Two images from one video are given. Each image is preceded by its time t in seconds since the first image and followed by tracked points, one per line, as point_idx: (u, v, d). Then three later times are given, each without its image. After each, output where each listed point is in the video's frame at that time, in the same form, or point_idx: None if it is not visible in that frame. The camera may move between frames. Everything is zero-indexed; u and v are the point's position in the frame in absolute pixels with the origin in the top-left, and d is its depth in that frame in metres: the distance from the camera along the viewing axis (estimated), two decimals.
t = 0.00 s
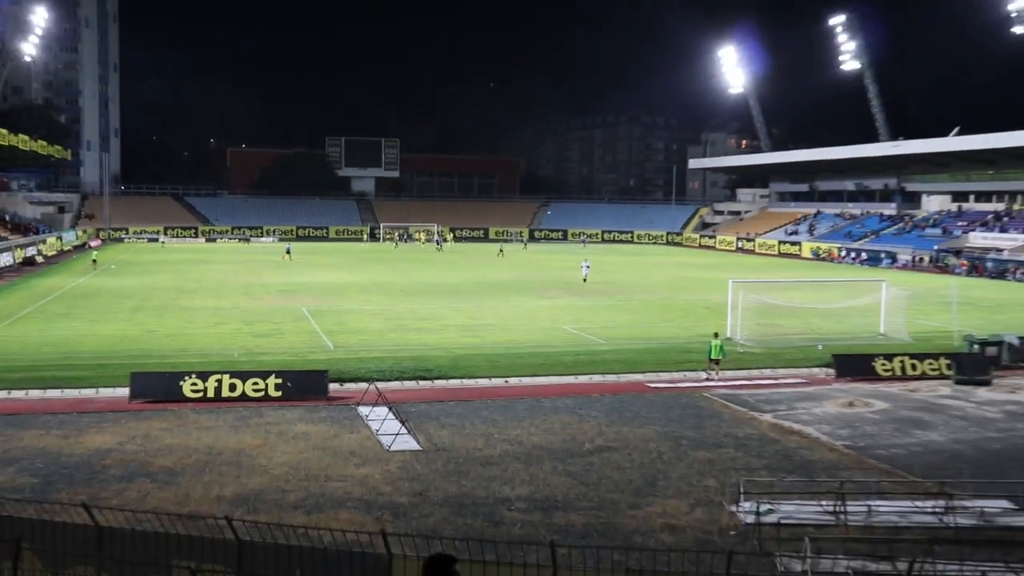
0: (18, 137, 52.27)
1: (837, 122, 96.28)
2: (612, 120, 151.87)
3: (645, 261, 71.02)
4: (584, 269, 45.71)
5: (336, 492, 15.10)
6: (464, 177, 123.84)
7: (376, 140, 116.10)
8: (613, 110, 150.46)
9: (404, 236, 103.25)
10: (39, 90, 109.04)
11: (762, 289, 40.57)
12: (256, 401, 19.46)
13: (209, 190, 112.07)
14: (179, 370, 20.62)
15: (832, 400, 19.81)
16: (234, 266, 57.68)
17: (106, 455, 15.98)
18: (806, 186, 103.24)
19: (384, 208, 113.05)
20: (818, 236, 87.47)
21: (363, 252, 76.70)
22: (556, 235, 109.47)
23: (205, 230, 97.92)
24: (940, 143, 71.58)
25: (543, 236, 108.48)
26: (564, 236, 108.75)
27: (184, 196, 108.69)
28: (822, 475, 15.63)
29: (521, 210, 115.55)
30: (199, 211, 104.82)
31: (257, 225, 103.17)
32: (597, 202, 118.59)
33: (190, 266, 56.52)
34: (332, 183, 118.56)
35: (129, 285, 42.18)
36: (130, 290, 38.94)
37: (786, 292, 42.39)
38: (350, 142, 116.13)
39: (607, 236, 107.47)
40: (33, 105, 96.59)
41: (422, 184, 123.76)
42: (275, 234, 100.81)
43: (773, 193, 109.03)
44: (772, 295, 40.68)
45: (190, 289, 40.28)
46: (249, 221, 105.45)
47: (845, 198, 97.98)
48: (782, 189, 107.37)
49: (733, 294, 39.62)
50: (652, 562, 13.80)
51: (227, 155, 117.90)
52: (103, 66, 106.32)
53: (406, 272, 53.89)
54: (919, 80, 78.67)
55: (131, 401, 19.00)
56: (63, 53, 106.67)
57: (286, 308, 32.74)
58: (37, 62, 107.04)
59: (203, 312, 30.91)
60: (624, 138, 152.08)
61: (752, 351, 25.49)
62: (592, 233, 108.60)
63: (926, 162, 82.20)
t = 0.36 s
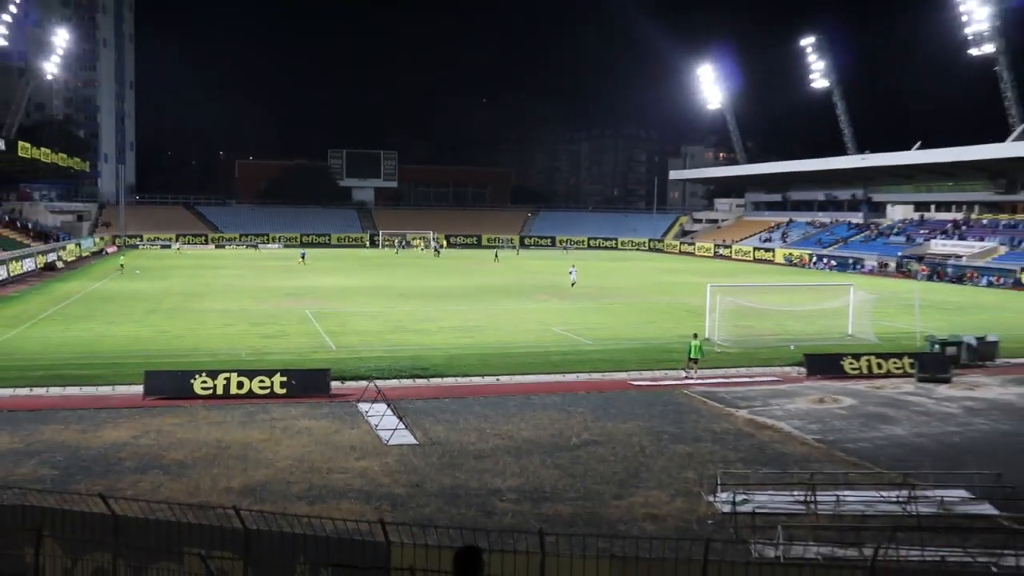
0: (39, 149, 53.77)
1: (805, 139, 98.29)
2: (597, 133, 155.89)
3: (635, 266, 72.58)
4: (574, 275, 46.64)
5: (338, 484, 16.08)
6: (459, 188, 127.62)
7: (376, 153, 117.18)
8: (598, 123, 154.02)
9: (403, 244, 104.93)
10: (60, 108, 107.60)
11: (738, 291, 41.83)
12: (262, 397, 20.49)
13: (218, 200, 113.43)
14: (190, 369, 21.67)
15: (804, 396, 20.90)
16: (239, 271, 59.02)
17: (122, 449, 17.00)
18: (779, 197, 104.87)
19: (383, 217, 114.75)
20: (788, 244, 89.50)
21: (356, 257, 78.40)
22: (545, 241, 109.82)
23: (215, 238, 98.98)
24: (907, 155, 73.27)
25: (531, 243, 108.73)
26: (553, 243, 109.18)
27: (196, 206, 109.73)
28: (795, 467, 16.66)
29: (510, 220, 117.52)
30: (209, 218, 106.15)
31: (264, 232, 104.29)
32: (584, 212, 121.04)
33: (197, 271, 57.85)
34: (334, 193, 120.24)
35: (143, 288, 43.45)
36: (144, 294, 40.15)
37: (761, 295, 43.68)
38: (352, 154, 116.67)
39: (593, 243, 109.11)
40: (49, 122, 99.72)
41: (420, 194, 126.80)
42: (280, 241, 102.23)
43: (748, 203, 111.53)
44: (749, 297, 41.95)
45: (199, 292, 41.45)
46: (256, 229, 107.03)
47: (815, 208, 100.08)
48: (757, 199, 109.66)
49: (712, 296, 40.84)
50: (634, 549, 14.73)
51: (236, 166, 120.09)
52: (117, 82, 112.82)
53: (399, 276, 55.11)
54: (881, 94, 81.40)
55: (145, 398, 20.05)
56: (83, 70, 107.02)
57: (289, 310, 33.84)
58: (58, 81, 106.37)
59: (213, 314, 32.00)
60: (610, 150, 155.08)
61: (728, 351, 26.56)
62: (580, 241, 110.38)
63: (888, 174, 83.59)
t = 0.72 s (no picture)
0: (49, 154, 54.51)
1: (787, 146, 99.26)
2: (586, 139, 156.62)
3: (626, 269, 73.51)
4: (564, 276, 47.74)
5: (336, 478, 16.65)
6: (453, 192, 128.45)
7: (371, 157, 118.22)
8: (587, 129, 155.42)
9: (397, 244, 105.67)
10: (69, 113, 110.09)
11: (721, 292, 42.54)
12: (262, 393, 21.09)
13: (221, 203, 113.83)
14: (192, 366, 22.26)
15: (785, 393, 21.54)
16: (238, 271, 59.70)
17: (128, 444, 17.60)
18: (761, 201, 107.21)
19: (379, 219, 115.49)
20: (771, 245, 90.74)
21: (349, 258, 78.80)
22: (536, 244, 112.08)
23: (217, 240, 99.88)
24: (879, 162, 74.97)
25: (522, 245, 110.70)
26: (543, 244, 111.32)
27: (199, 209, 110.11)
28: (776, 461, 17.28)
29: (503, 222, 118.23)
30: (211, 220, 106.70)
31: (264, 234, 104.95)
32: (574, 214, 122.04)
33: (199, 272, 58.55)
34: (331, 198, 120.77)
35: (149, 288, 44.19)
36: (148, 294, 40.82)
37: (743, 296, 44.44)
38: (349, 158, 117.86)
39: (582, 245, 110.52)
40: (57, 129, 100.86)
41: (414, 198, 126.77)
42: (280, 242, 102.98)
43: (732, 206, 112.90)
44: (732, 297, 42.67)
45: (202, 292, 42.10)
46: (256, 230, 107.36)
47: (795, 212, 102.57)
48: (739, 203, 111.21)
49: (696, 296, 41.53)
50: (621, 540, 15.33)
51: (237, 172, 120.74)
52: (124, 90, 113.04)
53: (392, 277, 55.76)
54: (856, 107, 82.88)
55: (149, 394, 20.63)
56: (90, 78, 109.39)
57: (288, 309, 34.46)
58: (66, 88, 108.67)
59: (214, 313, 32.57)
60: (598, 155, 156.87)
61: (712, 350, 27.18)
62: (570, 243, 111.52)
63: (862, 179, 85.09)
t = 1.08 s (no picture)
0: (47, 155, 54.78)
1: (775, 149, 99.96)
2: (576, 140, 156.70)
3: (619, 268, 73.94)
4: (556, 276, 48.05)
5: (331, 474, 16.93)
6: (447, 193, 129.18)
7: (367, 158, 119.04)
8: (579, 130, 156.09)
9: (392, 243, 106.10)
10: (66, 116, 108.24)
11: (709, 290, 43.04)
12: (259, 391, 21.35)
13: (217, 204, 114.13)
14: (189, 365, 22.51)
15: (773, 391, 21.88)
16: (233, 271, 59.97)
17: (126, 441, 17.84)
18: (748, 201, 108.13)
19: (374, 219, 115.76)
20: (758, 245, 91.57)
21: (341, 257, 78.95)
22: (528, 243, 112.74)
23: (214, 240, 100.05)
24: (866, 163, 75.73)
25: (514, 245, 111.22)
26: (535, 244, 111.86)
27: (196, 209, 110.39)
28: (764, 457, 17.60)
29: (496, 222, 118.68)
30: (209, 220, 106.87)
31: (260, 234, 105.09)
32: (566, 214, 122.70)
33: (195, 271, 58.83)
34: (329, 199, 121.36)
35: (146, 287, 44.45)
36: (146, 293, 41.04)
37: (731, 295, 44.97)
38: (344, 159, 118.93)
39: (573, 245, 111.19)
40: (55, 130, 100.34)
41: (410, 199, 127.81)
42: (277, 243, 103.28)
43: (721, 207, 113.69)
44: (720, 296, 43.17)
45: (199, 291, 42.35)
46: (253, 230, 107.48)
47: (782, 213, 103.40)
48: (727, 204, 112.11)
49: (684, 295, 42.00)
50: (612, 535, 15.61)
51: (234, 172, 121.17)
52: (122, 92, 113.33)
53: (386, 276, 56.07)
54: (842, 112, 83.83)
55: (147, 392, 20.90)
56: (88, 81, 108.44)
57: (283, 309, 34.72)
58: (63, 90, 106.70)
59: (211, 313, 32.80)
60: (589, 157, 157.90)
61: (702, 348, 27.52)
62: (561, 242, 112.27)
63: (848, 181, 85.96)
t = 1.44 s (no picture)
0: (43, 155, 55.02)
1: (759, 149, 100.69)
2: (564, 142, 157.40)
3: (609, 266, 74.51)
4: (546, 275, 48.56)
5: (323, 468, 17.27)
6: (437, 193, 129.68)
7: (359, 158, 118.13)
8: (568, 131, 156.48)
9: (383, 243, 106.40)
10: (64, 117, 107.52)
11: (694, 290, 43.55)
12: (252, 387, 21.69)
13: (210, 203, 114.29)
14: (185, 361, 22.84)
15: (757, 387, 22.31)
16: (226, 269, 60.33)
17: (123, 436, 18.17)
18: (734, 202, 108.69)
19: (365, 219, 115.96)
20: (743, 244, 92.29)
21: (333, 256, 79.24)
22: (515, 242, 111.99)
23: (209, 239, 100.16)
24: (849, 165, 76.14)
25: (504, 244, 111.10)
26: (523, 244, 112.06)
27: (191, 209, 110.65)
28: (747, 451, 18.01)
29: (485, 221, 118.91)
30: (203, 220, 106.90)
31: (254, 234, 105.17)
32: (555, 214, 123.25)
33: (190, 270, 59.22)
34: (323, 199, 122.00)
35: (141, 285, 44.68)
36: (141, 290, 41.35)
37: (716, 295, 45.51)
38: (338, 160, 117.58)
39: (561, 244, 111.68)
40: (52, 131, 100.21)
41: (401, 199, 128.25)
42: (271, 242, 103.55)
43: (707, 207, 114.31)
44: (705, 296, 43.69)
45: (194, 289, 42.61)
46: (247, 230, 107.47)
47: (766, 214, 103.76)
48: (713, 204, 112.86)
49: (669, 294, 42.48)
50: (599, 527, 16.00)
51: (228, 172, 121.70)
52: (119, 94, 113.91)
53: (377, 275, 56.37)
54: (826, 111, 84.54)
55: (142, 388, 21.22)
56: (86, 82, 108.35)
57: (276, 307, 35.04)
58: (63, 91, 105.96)
59: (205, 310, 33.10)
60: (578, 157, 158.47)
61: (687, 345, 27.94)
62: (550, 242, 112.38)
63: (832, 182, 86.61)
